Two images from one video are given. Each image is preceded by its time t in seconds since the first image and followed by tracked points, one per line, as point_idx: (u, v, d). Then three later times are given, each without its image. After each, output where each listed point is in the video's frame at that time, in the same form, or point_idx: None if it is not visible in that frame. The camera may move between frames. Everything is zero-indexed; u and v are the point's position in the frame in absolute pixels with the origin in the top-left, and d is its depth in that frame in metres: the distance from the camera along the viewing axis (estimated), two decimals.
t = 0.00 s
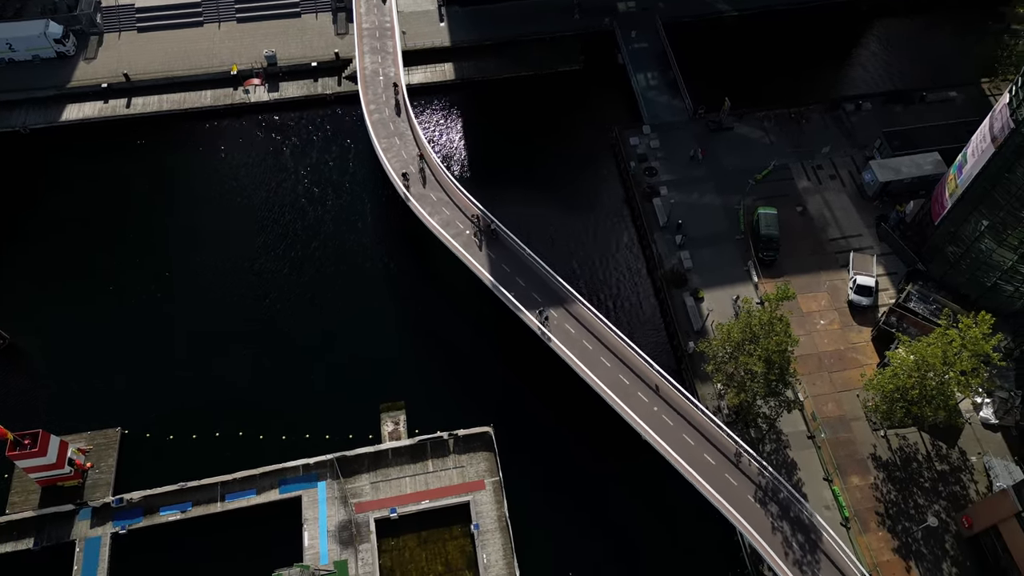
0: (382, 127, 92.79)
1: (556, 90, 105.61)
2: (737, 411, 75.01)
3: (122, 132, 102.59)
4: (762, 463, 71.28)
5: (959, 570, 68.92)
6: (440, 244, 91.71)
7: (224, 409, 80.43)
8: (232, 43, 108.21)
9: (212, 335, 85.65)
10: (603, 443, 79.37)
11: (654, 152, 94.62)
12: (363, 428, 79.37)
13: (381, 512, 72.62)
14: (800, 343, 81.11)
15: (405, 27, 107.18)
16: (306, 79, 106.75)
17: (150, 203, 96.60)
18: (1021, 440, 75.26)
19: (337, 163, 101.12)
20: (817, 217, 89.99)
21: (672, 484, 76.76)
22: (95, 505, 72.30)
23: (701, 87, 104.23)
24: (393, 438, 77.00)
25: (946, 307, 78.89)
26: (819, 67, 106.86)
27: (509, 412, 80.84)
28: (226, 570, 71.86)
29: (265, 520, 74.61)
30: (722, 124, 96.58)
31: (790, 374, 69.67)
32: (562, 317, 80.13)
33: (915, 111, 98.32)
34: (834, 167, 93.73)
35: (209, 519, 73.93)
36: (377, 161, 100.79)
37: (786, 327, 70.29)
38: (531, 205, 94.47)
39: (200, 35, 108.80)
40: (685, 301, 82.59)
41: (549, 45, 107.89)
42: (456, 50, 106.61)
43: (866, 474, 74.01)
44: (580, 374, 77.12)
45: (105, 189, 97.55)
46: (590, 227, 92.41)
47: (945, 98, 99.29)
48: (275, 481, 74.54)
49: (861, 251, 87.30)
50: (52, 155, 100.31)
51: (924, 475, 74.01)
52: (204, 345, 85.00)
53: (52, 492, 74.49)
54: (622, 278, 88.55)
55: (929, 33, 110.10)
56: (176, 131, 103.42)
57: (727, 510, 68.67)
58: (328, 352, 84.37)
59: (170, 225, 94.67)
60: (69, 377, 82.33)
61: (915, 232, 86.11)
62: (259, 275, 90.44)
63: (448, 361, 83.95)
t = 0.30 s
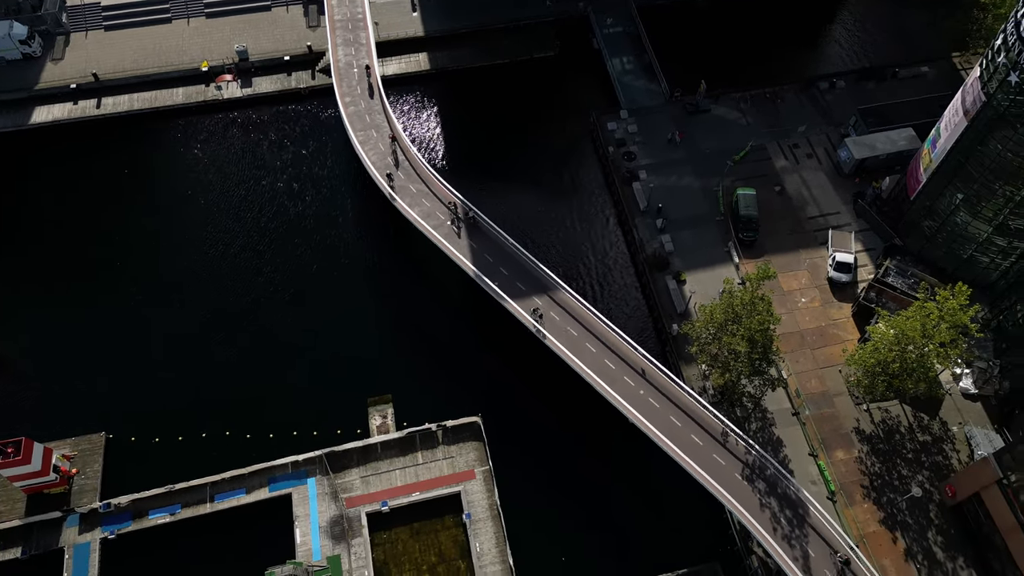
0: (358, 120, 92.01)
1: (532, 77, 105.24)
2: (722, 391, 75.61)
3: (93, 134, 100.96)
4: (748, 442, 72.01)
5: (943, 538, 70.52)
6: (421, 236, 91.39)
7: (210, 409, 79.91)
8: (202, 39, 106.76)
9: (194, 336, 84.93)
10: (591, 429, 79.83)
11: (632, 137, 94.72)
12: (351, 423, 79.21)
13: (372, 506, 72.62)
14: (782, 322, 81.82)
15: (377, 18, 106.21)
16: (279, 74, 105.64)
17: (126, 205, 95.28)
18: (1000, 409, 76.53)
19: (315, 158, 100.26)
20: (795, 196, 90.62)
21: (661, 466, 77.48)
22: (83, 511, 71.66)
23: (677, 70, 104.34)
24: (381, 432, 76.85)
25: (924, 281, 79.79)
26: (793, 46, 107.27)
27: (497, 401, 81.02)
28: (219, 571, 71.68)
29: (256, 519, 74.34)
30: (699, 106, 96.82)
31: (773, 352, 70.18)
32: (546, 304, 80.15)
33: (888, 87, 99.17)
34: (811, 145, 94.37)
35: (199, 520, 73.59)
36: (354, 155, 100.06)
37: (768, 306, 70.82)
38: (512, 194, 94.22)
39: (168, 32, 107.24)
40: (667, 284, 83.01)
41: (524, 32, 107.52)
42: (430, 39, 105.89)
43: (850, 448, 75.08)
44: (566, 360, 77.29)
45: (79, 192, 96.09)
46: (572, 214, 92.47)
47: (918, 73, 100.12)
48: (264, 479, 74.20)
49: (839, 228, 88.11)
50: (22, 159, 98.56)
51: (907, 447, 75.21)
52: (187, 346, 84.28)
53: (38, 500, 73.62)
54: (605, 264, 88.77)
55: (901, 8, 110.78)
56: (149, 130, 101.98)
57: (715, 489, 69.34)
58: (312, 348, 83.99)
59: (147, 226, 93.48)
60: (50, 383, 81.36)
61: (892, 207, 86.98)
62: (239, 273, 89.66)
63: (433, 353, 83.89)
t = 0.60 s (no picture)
0: (334, 113, 91.22)
1: (507, 65, 104.86)
2: (707, 371, 76.11)
3: (63, 136, 99.32)
4: (734, 421, 72.65)
5: (928, 507, 71.86)
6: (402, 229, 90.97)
7: (195, 410, 79.32)
8: (171, 36, 105.38)
9: (176, 337, 84.13)
10: (579, 415, 80.16)
11: (610, 122, 94.69)
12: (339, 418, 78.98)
13: (363, 500, 72.52)
14: (764, 301, 82.45)
15: (349, 10, 105.31)
16: (251, 69, 104.43)
17: (101, 207, 93.89)
18: (979, 378, 77.70)
19: (292, 153, 99.37)
20: (773, 175, 91.17)
21: (649, 448, 78.11)
22: (70, 518, 70.97)
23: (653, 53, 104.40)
24: (369, 427, 76.78)
25: (901, 256, 80.69)
26: (765, 26, 107.58)
27: (484, 391, 81.15)
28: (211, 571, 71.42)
29: (246, 518, 74.04)
30: (675, 89, 97.03)
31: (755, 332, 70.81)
32: (530, 293, 80.09)
33: (860, 64, 100.16)
34: (786, 125, 94.99)
35: (189, 522, 73.16)
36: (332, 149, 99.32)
37: (749, 286, 71.20)
38: (491, 183, 93.94)
39: (136, 30, 105.66)
40: (649, 268, 83.29)
41: (497, 19, 107.07)
42: (403, 30, 105.21)
43: (834, 423, 76.02)
44: (551, 348, 77.33)
45: (52, 196, 94.54)
46: (552, 202, 92.43)
47: (889, 49, 101.13)
48: (253, 478, 73.84)
49: (817, 206, 88.82)
50: None
51: (890, 420, 76.29)
52: (169, 348, 83.49)
53: (23, 509, 72.64)
54: (587, 250, 88.92)
55: None
56: (121, 130, 100.45)
57: (703, 469, 69.92)
58: (296, 345, 83.57)
59: (123, 228, 92.24)
60: (31, 391, 80.28)
61: (868, 184, 87.80)
62: (220, 272, 88.84)
63: (418, 344, 83.77)
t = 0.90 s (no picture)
0: (312, 107, 90.50)
1: (485, 54, 104.39)
2: (693, 354, 76.63)
3: (36, 138, 97.77)
4: (721, 402, 73.22)
5: (914, 480, 73.02)
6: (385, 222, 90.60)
7: (182, 411, 78.85)
8: (142, 34, 103.87)
9: (161, 338, 83.46)
10: (568, 401, 80.47)
11: (589, 108, 94.76)
12: (328, 413, 78.84)
13: (355, 495, 72.54)
14: (748, 282, 82.99)
15: (323, 2, 104.45)
16: (226, 65, 103.41)
17: (78, 210, 92.62)
18: (960, 351, 78.72)
19: (271, 149, 98.53)
20: (752, 157, 91.56)
21: (639, 432, 78.58)
22: (60, 523, 70.44)
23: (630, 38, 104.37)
24: (359, 421, 76.79)
25: (881, 233, 81.66)
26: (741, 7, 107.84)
27: (473, 381, 81.25)
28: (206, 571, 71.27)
29: (238, 517, 73.83)
30: (653, 74, 97.21)
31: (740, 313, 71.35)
32: (515, 282, 79.98)
33: (836, 44, 100.80)
34: (765, 106, 95.39)
35: (180, 523, 72.85)
36: (311, 143, 98.61)
37: (733, 268, 71.55)
38: (473, 173, 93.63)
39: (106, 28, 104.02)
40: (633, 253, 83.56)
41: (473, 8, 106.61)
42: (378, 21, 104.51)
43: (820, 401, 76.84)
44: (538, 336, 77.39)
45: (28, 200, 93.14)
46: (535, 190, 92.32)
47: (863, 28, 101.81)
48: (243, 477, 73.63)
49: (798, 186, 89.39)
50: None
51: (874, 395, 77.26)
52: (154, 349, 82.80)
53: (11, 517, 72.01)
54: (571, 237, 89.01)
55: None
56: (95, 131, 99.11)
57: (692, 451, 70.46)
58: (283, 342, 83.23)
59: (102, 230, 91.12)
60: (14, 398, 79.40)
61: (847, 162, 88.45)
62: (202, 271, 88.07)
63: (405, 337, 83.64)
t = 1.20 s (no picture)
0: (291, 102, 89.75)
1: (465, 43, 103.79)
2: (681, 337, 77.03)
3: (11, 140, 96.40)
4: (710, 384, 73.71)
5: (901, 454, 74.03)
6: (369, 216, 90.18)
7: (171, 411, 78.44)
8: (116, 31, 102.39)
9: (146, 339, 82.86)
10: (558, 389, 80.76)
11: (570, 95, 94.89)
12: (319, 409, 78.71)
13: (349, 489, 72.60)
14: (733, 265, 83.41)
15: None
16: (202, 60, 102.25)
17: (57, 212, 91.48)
18: (943, 326, 79.59)
19: (251, 144, 97.60)
20: (735, 139, 91.81)
21: (629, 417, 79.06)
22: (52, 528, 70.08)
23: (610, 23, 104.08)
24: (349, 415, 76.43)
25: (863, 212, 82.32)
26: None
27: (462, 371, 81.34)
28: (200, 570, 71.24)
29: (232, 514, 73.75)
30: (634, 58, 97.19)
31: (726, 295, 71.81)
32: (502, 271, 79.84)
33: (815, 23, 101.00)
34: (746, 88, 95.53)
35: (174, 523, 72.69)
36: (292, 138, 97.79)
37: (718, 251, 71.65)
38: (456, 163, 93.23)
39: (78, 26, 102.51)
40: (619, 239, 83.84)
41: None
42: (356, 12, 103.61)
43: (807, 380, 77.56)
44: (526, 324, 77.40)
45: (5, 203, 91.89)
46: (519, 179, 92.15)
47: (842, 7, 102.10)
48: (236, 475, 73.49)
49: (780, 167, 89.79)
50: None
51: (860, 372, 78.10)
52: (140, 350, 82.17)
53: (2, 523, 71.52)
54: (556, 225, 89.00)
55: None
56: (72, 131, 97.77)
57: (683, 434, 70.98)
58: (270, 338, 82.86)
59: (83, 231, 90.10)
60: None
61: (828, 142, 88.95)
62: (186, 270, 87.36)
63: (393, 330, 83.50)
